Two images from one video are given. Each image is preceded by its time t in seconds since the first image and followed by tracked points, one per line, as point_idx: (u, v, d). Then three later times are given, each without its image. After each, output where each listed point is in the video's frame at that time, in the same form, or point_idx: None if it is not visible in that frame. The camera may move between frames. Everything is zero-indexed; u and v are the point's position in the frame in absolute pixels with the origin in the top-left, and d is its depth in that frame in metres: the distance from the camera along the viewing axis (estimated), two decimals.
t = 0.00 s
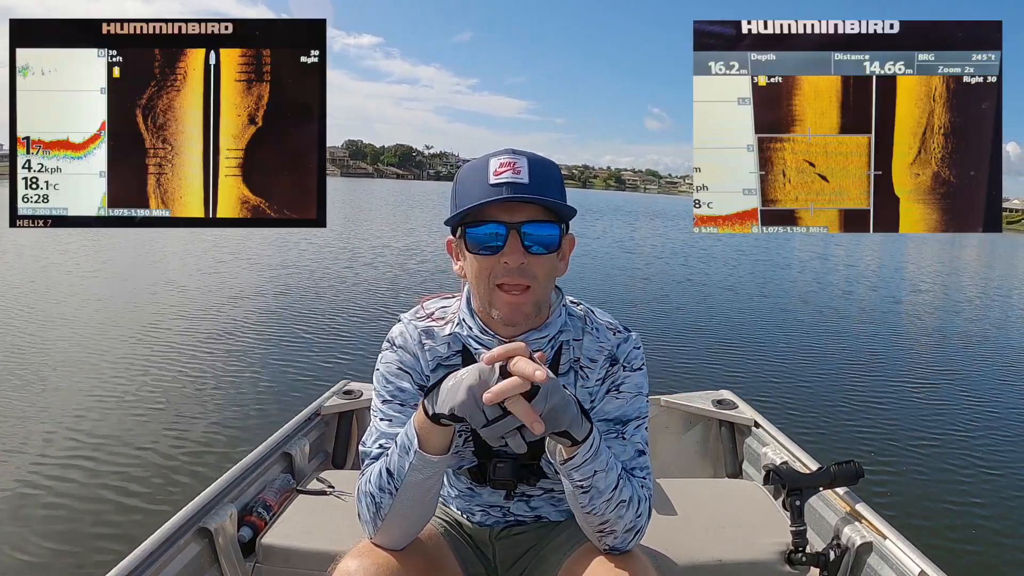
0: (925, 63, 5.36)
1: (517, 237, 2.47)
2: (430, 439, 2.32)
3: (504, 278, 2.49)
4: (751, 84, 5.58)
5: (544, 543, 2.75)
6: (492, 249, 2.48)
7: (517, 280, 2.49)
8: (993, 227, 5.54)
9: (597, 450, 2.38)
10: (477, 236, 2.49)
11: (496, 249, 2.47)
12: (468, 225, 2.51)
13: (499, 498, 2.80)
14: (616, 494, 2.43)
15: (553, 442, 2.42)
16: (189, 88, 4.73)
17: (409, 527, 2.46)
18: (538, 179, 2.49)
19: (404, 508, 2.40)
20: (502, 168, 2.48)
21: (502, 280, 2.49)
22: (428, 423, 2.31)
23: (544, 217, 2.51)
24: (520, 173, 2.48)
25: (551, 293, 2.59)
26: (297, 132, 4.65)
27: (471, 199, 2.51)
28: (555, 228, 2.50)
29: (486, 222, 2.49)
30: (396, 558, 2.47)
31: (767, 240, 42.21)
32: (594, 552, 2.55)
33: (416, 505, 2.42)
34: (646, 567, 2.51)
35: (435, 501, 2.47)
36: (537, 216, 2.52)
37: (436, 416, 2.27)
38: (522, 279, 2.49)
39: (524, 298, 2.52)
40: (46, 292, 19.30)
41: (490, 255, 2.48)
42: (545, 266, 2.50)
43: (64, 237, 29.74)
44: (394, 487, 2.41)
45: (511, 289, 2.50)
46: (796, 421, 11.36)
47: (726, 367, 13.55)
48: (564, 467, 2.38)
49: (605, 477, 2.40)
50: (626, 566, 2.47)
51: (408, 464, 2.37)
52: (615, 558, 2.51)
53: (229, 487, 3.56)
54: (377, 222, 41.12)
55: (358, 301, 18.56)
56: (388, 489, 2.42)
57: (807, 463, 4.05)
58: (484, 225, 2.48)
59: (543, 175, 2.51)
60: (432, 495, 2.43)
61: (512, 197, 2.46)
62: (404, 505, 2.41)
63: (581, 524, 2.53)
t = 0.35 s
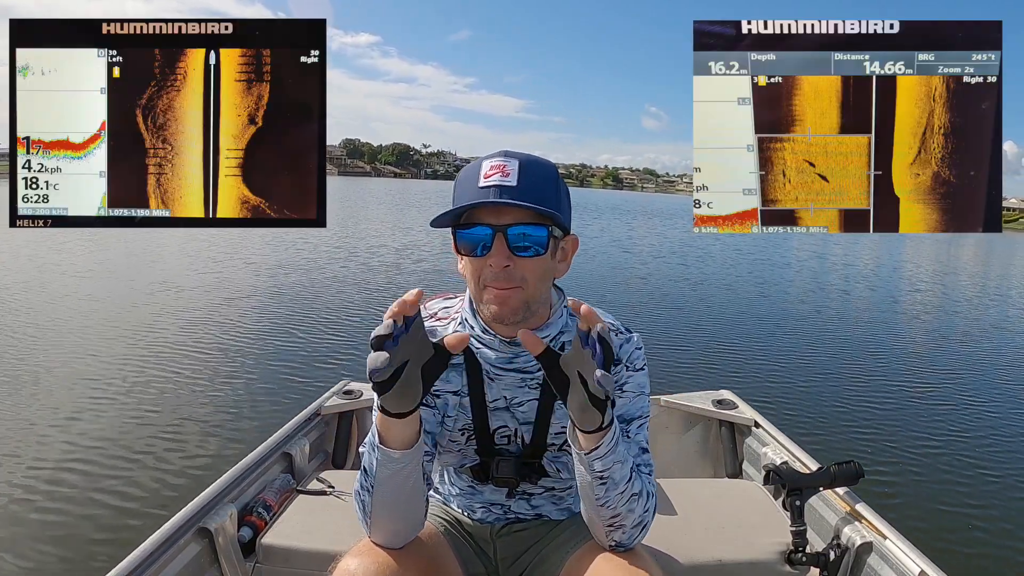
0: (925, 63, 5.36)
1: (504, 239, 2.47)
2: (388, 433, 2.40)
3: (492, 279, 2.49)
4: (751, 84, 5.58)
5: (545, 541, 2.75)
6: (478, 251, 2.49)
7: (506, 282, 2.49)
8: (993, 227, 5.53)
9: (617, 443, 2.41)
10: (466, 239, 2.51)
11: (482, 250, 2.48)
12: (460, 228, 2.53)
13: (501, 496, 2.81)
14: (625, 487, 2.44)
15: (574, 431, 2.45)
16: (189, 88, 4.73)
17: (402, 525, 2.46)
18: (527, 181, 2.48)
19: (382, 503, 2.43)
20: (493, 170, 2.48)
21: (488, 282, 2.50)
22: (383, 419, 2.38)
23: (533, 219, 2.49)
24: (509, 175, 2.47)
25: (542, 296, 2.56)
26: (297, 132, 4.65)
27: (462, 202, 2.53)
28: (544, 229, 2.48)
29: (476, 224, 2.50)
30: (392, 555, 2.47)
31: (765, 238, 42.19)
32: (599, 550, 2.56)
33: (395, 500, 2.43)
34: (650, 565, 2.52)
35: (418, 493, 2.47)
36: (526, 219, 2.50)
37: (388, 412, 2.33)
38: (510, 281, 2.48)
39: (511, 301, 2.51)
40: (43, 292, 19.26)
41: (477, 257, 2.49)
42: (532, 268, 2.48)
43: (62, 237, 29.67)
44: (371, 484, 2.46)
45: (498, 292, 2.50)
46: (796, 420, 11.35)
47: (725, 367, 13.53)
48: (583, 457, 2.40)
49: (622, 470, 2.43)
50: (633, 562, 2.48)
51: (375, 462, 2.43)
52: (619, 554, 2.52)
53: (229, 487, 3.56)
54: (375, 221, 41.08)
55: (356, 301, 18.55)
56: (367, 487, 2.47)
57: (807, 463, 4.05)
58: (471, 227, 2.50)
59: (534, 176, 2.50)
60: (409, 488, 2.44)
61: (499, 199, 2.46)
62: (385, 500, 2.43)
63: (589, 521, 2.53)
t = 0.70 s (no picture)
0: (925, 63, 5.35)
1: (494, 242, 2.47)
2: (396, 432, 2.38)
3: (482, 281, 2.49)
4: (751, 84, 5.58)
5: (545, 540, 2.75)
6: (469, 252, 2.50)
7: (496, 284, 2.48)
8: (993, 227, 5.52)
9: (624, 456, 2.40)
10: (459, 239, 2.52)
11: (473, 251, 2.49)
12: (454, 228, 2.54)
13: (500, 494, 2.81)
14: (630, 495, 2.43)
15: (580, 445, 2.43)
16: (189, 88, 4.73)
17: (400, 521, 2.47)
18: (523, 185, 2.47)
19: (381, 499, 2.43)
20: (489, 172, 2.49)
21: (477, 283, 2.50)
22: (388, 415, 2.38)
23: (525, 223, 2.48)
24: (505, 178, 2.47)
25: (531, 299, 2.55)
26: (297, 132, 4.66)
27: (458, 203, 2.55)
28: (535, 233, 2.47)
29: (469, 225, 2.51)
30: (391, 553, 2.47)
31: (763, 238, 42.25)
32: (600, 549, 2.55)
33: (394, 496, 2.43)
34: (653, 566, 2.52)
35: (417, 491, 2.48)
36: (520, 222, 2.49)
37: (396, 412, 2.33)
38: (500, 282, 2.48)
39: (499, 303, 2.50)
40: (42, 292, 19.28)
41: (469, 258, 2.50)
42: (521, 272, 2.48)
43: (60, 238, 29.68)
44: (373, 481, 2.46)
45: (485, 293, 2.50)
46: (795, 420, 11.36)
47: (724, 367, 13.53)
48: (593, 474, 2.39)
49: (626, 481, 2.42)
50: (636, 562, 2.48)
51: (378, 457, 2.42)
52: (620, 554, 2.51)
53: (229, 487, 3.56)
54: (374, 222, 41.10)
55: (354, 301, 18.56)
56: (368, 483, 2.47)
57: (807, 463, 4.05)
58: (464, 228, 2.51)
59: (529, 180, 2.50)
60: (410, 485, 2.45)
61: (493, 201, 2.46)
62: (386, 498, 2.43)
63: (593, 523, 2.52)
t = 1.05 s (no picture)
0: (925, 63, 5.34)
1: (502, 246, 2.47)
2: (376, 448, 2.40)
3: (494, 283, 2.48)
4: (751, 85, 5.59)
5: (545, 539, 2.75)
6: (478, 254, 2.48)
7: (506, 286, 2.47)
8: (993, 226, 5.52)
9: (636, 449, 2.42)
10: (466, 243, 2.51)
11: (482, 254, 2.47)
12: (463, 231, 2.52)
13: (501, 493, 2.81)
14: (639, 492, 2.44)
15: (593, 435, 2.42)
16: (189, 89, 4.74)
17: (392, 528, 2.46)
18: (530, 189, 2.48)
19: (372, 508, 2.43)
20: (497, 175, 2.49)
21: (487, 287, 2.49)
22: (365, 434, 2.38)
23: (533, 226, 2.49)
24: (513, 182, 2.48)
25: (539, 303, 2.55)
26: (298, 132, 4.66)
27: (465, 207, 2.55)
28: (544, 236, 2.47)
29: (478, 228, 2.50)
30: (389, 554, 2.46)
31: (760, 238, 42.33)
32: (602, 549, 2.56)
33: (385, 504, 2.43)
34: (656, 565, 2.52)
35: (408, 495, 2.47)
36: (527, 225, 2.50)
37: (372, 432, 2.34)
38: (510, 283, 2.47)
39: (508, 307, 2.50)
40: (40, 293, 19.29)
41: (478, 260, 2.48)
42: (530, 275, 2.48)
43: (59, 239, 29.68)
44: (360, 492, 2.46)
45: (494, 298, 2.50)
46: (794, 420, 11.37)
47: (723, 367, 13.54)
48: (603, 462, 2.39)
49: (635, 474, 2.42)
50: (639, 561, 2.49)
51: (360, 473, 2.44)
52: (622, 553, 2.51)
53: (229, 487, 3.56)
54: (372, 223, 41.11)
55: (353, 301, 18.57)
56: (356, 494, 2.48)
57: (807, 463, 4.05)
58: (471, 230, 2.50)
59: (539, 184, 2.51)
60: (399, 493, 2.44)
61: (501, 205, 2.46)
62: (376, 507, 2.43)
63: (597, 520, 2.53)
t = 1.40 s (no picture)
0: (925, 63, 5.34)
1: (513, 239, 2.47)
2: (387, 447, 2.40)
3: (502, 278, 2.47)
4: (751, 85, 5.59)
5: (545, 539, 2.75)
6: (484, 250, 2.48)
7: (513, 280, 2.47)
8: (993, 227, 5.53)
9: (629, 455, 2.41)
10: (475, 238, 2.49)
11: (489, 250, 2.48)
12: (468, 227, 2.52)
13: (501, 493, 2.81)
14: (636, 495, 2.44)
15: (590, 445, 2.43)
16: (190, 89, 4.74)
17: (395, 528, 2.47)
18: (533, 184, 2.49)
19: (377, 507, 2.43)
20: (501, 171, 2.49)
21: (495, 281, 2.48)
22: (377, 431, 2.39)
23: (541, 219, 2.50)
24: (519, 176, 2.49)
25: (546, 299, 2.55)
26: (298, 132, 4.66)
27: (470, 202, 2.52)
28: (552, 229, 2.49)
29: (483, 224, 2.50)
30: (390, 553, 2.47)
31: (758, 238, 42.36)
32: (601, 549, 2.55)
33: (391, 504, 2.43)
34: (656, 566, 2.51)
35: (414, 496, 2.48)
36: (534, 219, 2.51)
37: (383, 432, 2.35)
38: (518, 279, 2.47)
39: (520, 299, 2.49)
40: (40, 292, 19.30)
41: (483, 257, 2.48)
42: (541, 267, 2.48)
43: (57, 240, 29.66)
44: (367, 491, 2.45)
45: (506, 290, 2.48)
46: (794, 419, 11.38)
47: (721, 367, 13.55)
48: (601, 471, 2.40)
49: (633, 480, 2.42)
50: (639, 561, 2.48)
51: (370, 471, 2.43)
52: (623, 553, 2.51)
53: (229, 487, 3.56)
54: (370, 223, 41.10)
55: (351, 301, 18.57)
56: (362, 493, 2.47)
57: (807, 463, 4.05)
58: (476, 226, 2.50)
59: (541, 180, 2.51)
60: (406, 493, 2.45)
61: (505, 199, 2.46)
62: (383, 508, 2.43)
63: (596, 521, 2.53)
